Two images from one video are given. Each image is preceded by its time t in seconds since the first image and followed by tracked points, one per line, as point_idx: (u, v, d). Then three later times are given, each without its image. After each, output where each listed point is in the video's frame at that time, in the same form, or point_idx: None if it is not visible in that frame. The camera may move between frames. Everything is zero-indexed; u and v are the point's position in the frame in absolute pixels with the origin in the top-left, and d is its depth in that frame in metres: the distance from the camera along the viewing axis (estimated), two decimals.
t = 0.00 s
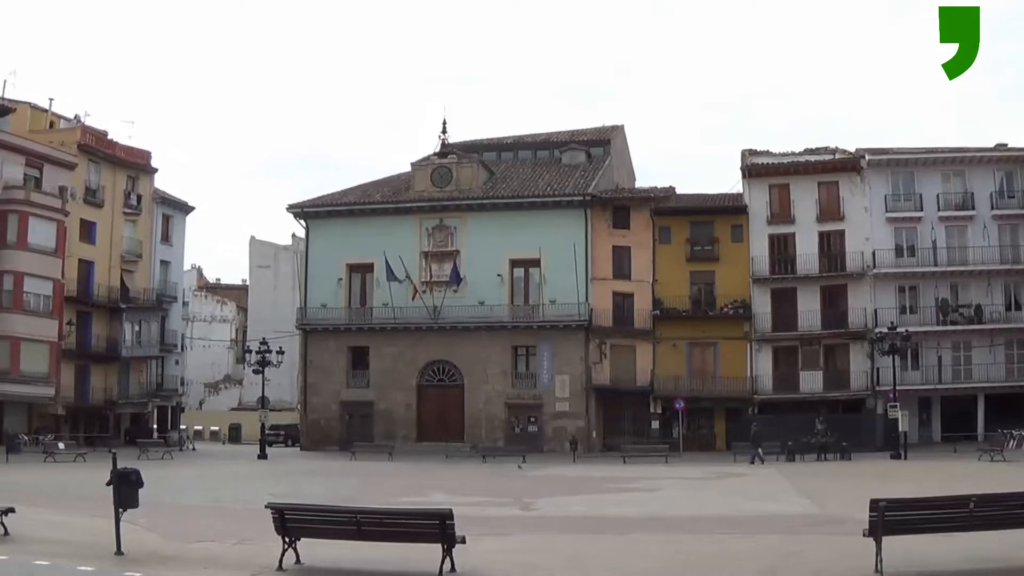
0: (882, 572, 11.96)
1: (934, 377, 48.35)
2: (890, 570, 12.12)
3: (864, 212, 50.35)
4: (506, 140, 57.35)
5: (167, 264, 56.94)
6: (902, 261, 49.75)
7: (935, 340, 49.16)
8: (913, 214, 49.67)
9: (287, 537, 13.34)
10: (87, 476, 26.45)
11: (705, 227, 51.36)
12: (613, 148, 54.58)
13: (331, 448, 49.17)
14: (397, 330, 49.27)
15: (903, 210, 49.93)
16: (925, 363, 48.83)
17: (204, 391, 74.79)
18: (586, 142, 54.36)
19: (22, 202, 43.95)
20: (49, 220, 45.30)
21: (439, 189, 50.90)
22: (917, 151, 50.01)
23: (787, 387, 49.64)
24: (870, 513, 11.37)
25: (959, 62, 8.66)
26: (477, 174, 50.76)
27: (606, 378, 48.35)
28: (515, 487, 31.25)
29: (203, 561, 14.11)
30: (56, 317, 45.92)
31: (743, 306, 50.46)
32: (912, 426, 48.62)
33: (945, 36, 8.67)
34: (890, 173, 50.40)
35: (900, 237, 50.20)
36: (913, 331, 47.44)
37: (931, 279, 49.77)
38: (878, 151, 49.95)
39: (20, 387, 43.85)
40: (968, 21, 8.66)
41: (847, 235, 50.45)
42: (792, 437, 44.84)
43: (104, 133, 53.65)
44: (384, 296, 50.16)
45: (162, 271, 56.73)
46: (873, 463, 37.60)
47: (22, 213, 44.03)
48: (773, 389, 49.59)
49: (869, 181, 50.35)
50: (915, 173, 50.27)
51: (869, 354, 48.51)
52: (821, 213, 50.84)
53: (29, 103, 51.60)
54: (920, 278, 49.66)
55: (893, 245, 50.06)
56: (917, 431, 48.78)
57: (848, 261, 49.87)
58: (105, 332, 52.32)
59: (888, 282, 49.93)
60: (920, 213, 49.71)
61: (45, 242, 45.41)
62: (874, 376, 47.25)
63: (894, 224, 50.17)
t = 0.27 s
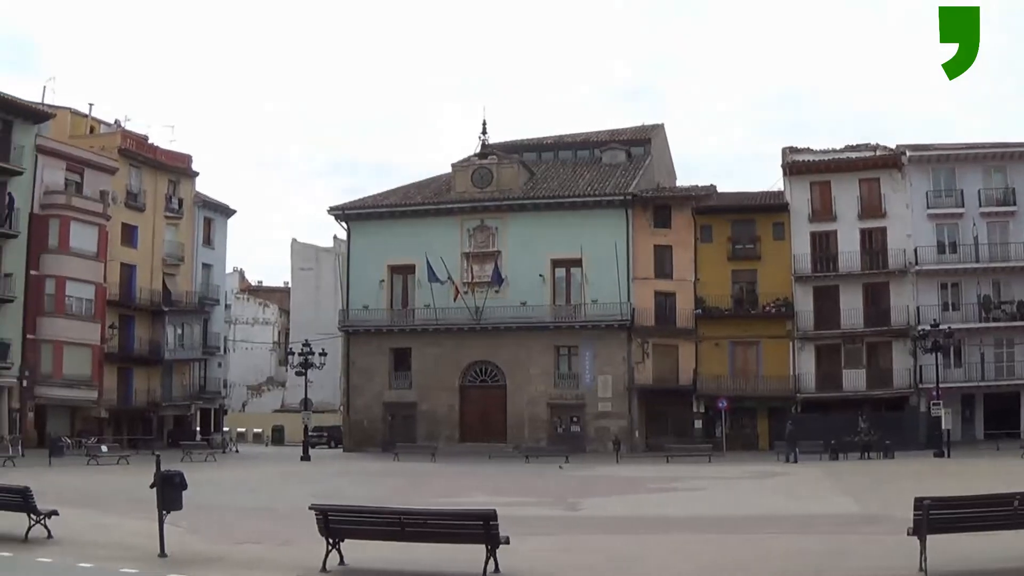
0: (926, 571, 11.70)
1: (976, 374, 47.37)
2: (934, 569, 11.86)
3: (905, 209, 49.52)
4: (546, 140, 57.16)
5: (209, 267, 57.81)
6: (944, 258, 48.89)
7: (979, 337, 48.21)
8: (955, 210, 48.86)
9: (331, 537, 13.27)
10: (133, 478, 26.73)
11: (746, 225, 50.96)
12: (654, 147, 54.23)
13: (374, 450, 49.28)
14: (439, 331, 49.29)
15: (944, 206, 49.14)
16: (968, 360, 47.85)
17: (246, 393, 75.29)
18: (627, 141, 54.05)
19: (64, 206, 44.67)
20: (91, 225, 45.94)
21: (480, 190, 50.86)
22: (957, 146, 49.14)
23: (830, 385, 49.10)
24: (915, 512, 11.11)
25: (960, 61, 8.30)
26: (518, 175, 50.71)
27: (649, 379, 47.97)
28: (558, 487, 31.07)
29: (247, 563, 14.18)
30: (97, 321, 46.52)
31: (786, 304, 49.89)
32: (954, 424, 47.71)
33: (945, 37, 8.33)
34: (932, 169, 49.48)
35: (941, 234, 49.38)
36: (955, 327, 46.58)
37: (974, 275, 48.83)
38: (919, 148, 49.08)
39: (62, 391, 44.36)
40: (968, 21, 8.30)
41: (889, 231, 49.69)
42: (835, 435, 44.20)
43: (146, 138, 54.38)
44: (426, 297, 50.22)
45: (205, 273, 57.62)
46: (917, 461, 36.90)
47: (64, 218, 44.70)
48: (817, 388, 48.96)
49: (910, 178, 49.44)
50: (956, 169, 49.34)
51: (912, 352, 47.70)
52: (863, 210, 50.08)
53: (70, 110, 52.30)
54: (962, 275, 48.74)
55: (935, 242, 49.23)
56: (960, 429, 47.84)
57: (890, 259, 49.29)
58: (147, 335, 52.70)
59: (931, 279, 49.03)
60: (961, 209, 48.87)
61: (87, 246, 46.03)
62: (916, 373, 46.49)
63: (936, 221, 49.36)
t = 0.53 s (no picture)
0: (968, 572, 11.45)
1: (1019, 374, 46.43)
2: (976, 570, 11.59)
3: (945, 207, 48.63)
4: (586, 139, 56.92)
5: (250, 267, 58.65)
6: (985, 256, 48.03)
7: (1022, 335, 47.30)
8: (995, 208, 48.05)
9: (371, 537, 13.25)
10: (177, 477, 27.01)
11: (788, 224, 50.47)
12: (694, 145, 53.83)
13: (415, 449, 49.37)
14: (480, 330, 49.29)
15: (985, 204, 48.34)
16: (1011, 359, 46.89)
17: (288, 392, 75.84)
18: (666, 140, 53.78)
19: (104, 207, 45.26)
20: (131, 225, 46.49)
21: (521, 189, 50.78)
22: (998, 143, 48.36)
23: (871, 384, 48.44)
24: (955, 512, 10.86)
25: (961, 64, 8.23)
26: (557, 175, 50.59)
27: (689, 378, 47.63)
28: (600, 487, 30.88)
29: (286, 562, 14.23)
30: (138, 320, 47.07)
31: (827, 303, 49.38)
32: (997, 424, 46.75)
33: (945, 36, 8.28)
34: (972, 167, 48.67)
35: (982, 232, 48.58)
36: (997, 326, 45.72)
37: (1017, 273, 47.90)
38: (958, 145, 48.31)
39: (103, 390, 44.90)
40: (969, 22, 8.27)
41: (929, 229, 48.79)
42: (876, 435, 43.56)
43: (186, 139, 54.95)
44: (466, 296, 50.26)
45: (245, 273, 58.43)
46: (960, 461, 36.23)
47: (105, 219, 45.31)
48: (858, 388, 48.37)
49: (951, 176, 48.58)
50: (996, 166, 48.52)
51: (952, 351, 46.92)
52: (903, 208, 49.28)
53: (109, 111, 52.80)
54: (1004, 273, 47.84)
55: (976, 240, 48.40)
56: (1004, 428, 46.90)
57: (930, 257, 48.39)
58: (188, 334, 53.25)
59: (972, 278, 48.16)
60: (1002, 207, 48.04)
61: (127, 246, 46.57)
62: (956, 373, 45.68)
63: (977, 218, 48.53)
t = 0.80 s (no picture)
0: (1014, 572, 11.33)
1: None
2: (1022, 569, 11.47)
3: (988, 203, 48.06)
4: (627, 137, 56.73)
5: (293, 267, 58.83)
6: None
7: None
8: None
9: (416, 537, 13.38)
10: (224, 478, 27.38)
11: (832, 221, 49.93)
12: (736, 143, 53.52)
13: (459, 449, 49.54)
14: (523, 329, 49.42)
15: None
16: None
17: (331, 392, 76.24)
18: (708, 138, 53.49)
19: (147, 210, 46.10)
20: (175, 228, 47.31)
21: (563, 188, 50.81)
22: None
23: (915, 382, 47.84)
24: (1000, 511, 10.75)
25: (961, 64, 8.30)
26: (599, 173, 50.53)
27: (733, 376, 47.31)
28: (644, 486, 30.80)
29: (330, 562, 14.45)
30: (183, 322, 47.87)
31: (870, 300, 48.87)
32: None
33: (945, 37, 8.35)
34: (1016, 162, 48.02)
35: None
36: None
37: None
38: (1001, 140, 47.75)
39: (148, 392, 45.79)
40: (969, 22, 8.33)
41: (972, 225, 48.23)
42: (922, 433, 43.03)
43: (228, 141, 55.73)
44: (509, 296, 50.37)
45: (289, 274, 58.65)
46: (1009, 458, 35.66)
47: (147, 221, 46.19)
48: (902, 385, 47.81)
49: (992, 170, 48.04)
50: None
51: (996, 347, 46.35)
52: (945, 204, 48.75)
53: (150, 113, 53.54)
54: None
55: (1020, 235, 47.75)
56: None
57: (973, 253, 47.82)
58: (232, 337, 54.05)
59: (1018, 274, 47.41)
60: None
61: (171, 249, 47.29)
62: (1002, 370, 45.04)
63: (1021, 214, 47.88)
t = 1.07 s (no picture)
0: None
1: None
2: None
3: None
4: (672, 136, 56.47)
5: (338, 269, 60.11)
6: None
7: None
8: None
9: (462, 538, 13.50)
10: (271, 479, 27.82)
11: (878, 219, 49.21)
12: (781, 141, 53.12)
13: (504, 449, 49.74)
14: (569, 329, 49.47)
15: None
16: None
17: (377, 393, 76.90)
18: (752, 136, 53.15)
19: (192, 212, 46.84)
20: (219, 230, 47.71)
21: (608, 188, 50.80)
22: None
23: (960, 381, 47.16)
24: None
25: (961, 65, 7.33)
26: (644, 173, 50.46)
27: (779, 376, 47.03)
28: (689, 486, 30.75)
29: (374, 563, 14.68)
30: (228, 325, 48.21)
31: (916, 298, 48.26)
32: None
33: (945, 36, 7.28)
34: None
35: None
36: None
37: None
38: None
39: (193, 394, 46.45)
40: (969, 19, 7.30)
41: (1018, 223, 47.40)
42: (971, 433, 42.41)
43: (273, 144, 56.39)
44: (554, 296, 50.44)
45: (334, 276, 60.16)
46: None
47: (192, 224, 46.82)
48: (948, 384, 47.12)
49: None
50: None
51: None
52: (990, 200, 47.99)
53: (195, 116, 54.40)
54: None
55: None
56: None
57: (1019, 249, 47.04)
58: (277, 338, 54.24)
59: None
60: None
61: (217, 252, 47.80)
62: None
63: None
